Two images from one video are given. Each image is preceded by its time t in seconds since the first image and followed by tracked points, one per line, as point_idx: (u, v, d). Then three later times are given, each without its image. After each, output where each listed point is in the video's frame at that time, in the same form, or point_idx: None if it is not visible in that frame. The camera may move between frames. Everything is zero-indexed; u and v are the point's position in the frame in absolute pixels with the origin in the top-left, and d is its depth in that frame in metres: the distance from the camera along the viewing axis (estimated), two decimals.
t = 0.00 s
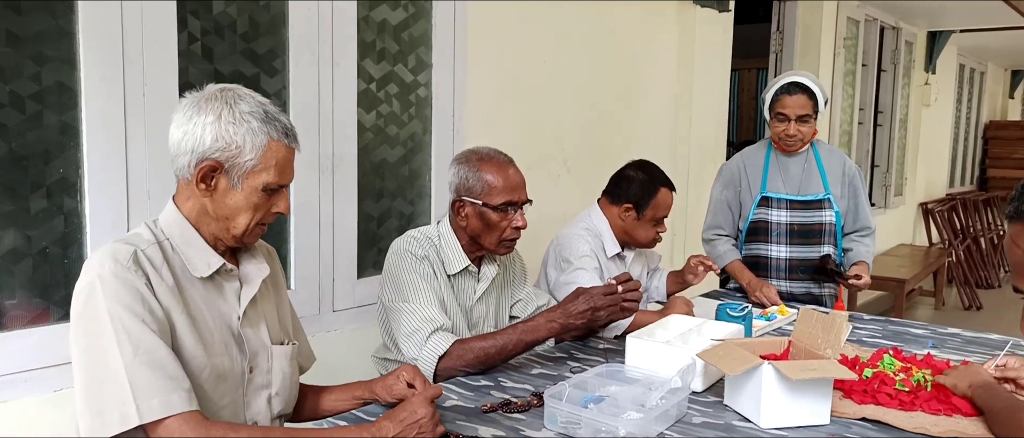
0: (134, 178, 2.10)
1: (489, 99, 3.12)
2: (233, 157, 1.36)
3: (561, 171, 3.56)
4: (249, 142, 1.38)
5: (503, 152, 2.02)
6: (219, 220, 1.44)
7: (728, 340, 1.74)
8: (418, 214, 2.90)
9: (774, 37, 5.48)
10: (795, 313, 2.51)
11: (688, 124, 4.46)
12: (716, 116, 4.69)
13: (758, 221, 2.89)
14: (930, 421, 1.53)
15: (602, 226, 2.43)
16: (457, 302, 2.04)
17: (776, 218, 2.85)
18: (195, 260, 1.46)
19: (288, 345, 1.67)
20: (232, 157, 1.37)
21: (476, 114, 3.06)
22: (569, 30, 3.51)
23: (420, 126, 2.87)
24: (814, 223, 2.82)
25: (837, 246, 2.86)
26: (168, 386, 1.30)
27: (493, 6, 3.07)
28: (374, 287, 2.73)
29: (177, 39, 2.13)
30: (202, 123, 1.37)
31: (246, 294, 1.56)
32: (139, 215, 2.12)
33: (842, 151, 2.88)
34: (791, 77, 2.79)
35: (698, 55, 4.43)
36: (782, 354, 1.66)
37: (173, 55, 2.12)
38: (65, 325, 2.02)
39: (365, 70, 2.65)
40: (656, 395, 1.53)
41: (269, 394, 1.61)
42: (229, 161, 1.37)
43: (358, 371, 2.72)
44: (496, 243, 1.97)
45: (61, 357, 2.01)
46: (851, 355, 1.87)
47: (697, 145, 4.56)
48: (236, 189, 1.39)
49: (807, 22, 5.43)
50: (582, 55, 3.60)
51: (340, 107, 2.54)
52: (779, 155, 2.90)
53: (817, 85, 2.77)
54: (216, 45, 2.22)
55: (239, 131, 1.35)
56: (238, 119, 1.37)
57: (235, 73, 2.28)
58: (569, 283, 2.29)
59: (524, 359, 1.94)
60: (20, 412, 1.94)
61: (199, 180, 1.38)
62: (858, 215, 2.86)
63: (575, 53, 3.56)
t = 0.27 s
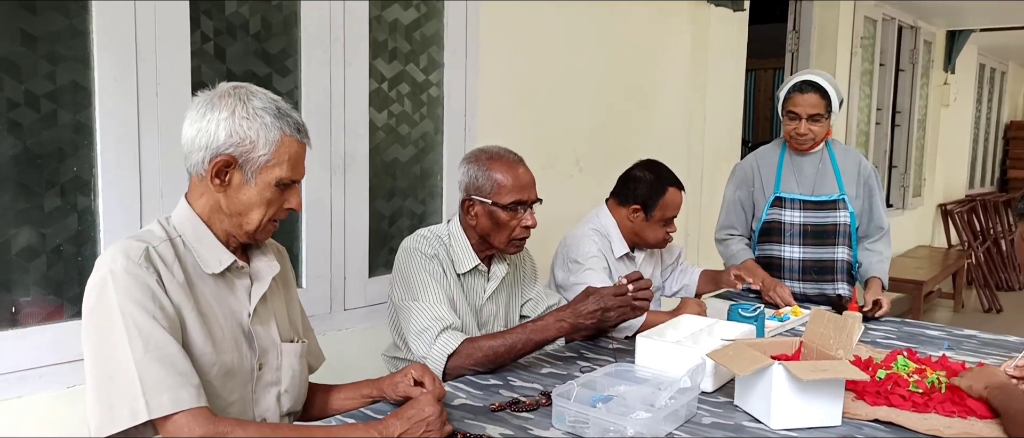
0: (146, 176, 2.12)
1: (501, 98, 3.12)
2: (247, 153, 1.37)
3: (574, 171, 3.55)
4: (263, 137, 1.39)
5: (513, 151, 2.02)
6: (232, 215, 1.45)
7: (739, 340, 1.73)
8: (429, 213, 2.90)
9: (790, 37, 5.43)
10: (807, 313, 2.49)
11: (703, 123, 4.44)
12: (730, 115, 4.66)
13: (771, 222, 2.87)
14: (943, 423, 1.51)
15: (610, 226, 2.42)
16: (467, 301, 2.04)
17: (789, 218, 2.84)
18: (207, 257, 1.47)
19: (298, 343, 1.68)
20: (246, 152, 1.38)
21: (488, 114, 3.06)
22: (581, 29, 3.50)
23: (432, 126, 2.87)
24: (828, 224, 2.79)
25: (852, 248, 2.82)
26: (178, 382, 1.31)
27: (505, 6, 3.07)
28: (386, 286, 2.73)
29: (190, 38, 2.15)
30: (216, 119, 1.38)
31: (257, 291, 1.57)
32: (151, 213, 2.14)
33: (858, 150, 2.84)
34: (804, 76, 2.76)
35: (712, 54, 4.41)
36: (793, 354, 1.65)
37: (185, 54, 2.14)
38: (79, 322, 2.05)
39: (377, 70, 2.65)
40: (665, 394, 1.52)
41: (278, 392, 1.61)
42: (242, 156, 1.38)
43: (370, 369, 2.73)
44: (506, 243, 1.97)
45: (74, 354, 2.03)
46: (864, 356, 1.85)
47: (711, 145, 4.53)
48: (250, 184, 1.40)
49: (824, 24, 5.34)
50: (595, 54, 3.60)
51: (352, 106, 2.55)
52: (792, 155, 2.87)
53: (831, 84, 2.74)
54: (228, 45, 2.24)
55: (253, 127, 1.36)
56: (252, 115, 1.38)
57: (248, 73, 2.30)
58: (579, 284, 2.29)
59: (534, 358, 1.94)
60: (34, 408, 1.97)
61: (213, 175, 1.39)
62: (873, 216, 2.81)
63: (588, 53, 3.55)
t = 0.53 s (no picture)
0: (161, 175, 2.14)
1: (514, 98, 3.12)
2: (260, 151, 1.38)
3: (587, 171, 3.54)
4: (276, 135, 1.40)
5: (524, 151, 2.01)
6: (245, 214, 1.46)
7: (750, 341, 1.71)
8: (442, 213, 2.91)
9: (807, 36, 5.38)
10: (822, 314, 2.47)
11: (718, 123, 4.42)
12: (746, 115, 4.62)
13: (786, 222, 2.85)
14: (958, 425, 1.49)
15: (622, 227, 2.41)
16: (478, 301, 2.04)
17: (804, 220, 2.82)
18: (220, 256, 1.49)
19: (309, 342, 1.69)
20: (259, 150, 1.39)
21: (500, 114, 3.06)
22: (595, 29, 3.49)
23: (445, 126, 2.88)
24: (844, 225, 2.76)
25: (869, 250, 2.79)
26: (189, 379, 1.32)
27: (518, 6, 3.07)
28: (398, 286, 2.74)
29: (204, 39, 2.17)
30: (229, 117, 1.39)
31: (269, 290, 1.58)
32: (165, 212, 2.17)
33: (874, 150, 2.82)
34: (819, 75, 2.73)
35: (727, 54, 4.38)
36: (806, 356, 1.63)
37: (199, 55, 2.16)
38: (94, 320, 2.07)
39: (390, 70, 2.66)
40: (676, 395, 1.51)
41: (290, 390, 1.62)
42: (256, 154, 1.39)
43: (382, 369, 2.74)
44: (517, 242, 1.97)
45: (89, 352, 2.06)
46: (878, 358, 1.83)
47: (726, 145, 4.50)
48: (263, 182, 1.41)
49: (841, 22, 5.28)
50: (608, 54, 3.59)
51: (364, 107, 2.56)
52: (808, 155, 2.85)
53: (847, 84, 2.71)
54: (242, 45, 2.26)
55: (266, 125, 1.37)
56: (265, 113, 1.40)
57: (261, 73, 2.31)
58: (592, 284, 2.30)
59: (544, 358, 1.93)
60: (50, 404, 2.00)
61: (227, 173, 1.40)
62: (889, 216, 2.78)
63: (601, 52, 3.54)
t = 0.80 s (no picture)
0: (173, 174, 2.16)
1: (526, 97, 3.11)
2: (272, 149, 1.39)
3: (599, 170, 3.53)
4: (288, 134, 1.40)
5: (534, 151, 2.01)
6: (256, 213, 1.47)
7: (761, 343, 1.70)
8: (453, 213, 2.91)
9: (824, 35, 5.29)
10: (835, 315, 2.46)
11: (733, 122, 4.38)
12: (762, 115, 4.58)
13: (801, 224, 2.82)
14: (972, 429, 1.46)
15: (634, 227, 2.40)
16: (487, 300, 2.04)
17: (820, 221, 2.78)
18: (230, 254, 1.49)
19: (319, 341, 1.70)
20: (272, 149, 1.39)
21: (512, 114, 3.06)
22: (608, 28, 3.48)
23: (456, 125, 2.88)
24: (860, 226, 2.73)
25: (885, 252, 2.77)
26: (197, 377, 1.33)
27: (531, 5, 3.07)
28: (409, 285, 2.75)
29: (216, 39, 2.19)
30: (242, 117, 1.40)
31: (279, 288, 1.59)
32: (177, 211, 2.19)
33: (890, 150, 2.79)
34: (835, 74, 2.69)
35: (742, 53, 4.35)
36: (817, 357, 1.61)
37: (211, 55, 2.18)
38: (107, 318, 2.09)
39: (401, 70, 2.67)
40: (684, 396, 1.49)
41: (299, 388, 1.63)
42: (268, 153, 1.40)
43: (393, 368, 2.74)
44: (526, 242, 1.97)
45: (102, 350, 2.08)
46: (891, 360, 1.80)
47: (741, 145, 4.47)
48: (275, 181, 1.42)
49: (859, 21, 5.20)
50: (622, 53, 3.57)
51: (375, 106, 2.57)
52: (823, 156, 2.81)
53: (864, 83, 2.67)
54: (254, 45, 2.27)
55: (278, 124, 1.38)
56: (277, 112, 1.40)
57: (273, 73, 2.33)
58: (601, 285, 2.30)
59: (554, 358, 1.93)
60: (63, 401, 2.02)
61: (239, 172, 1.40)
62: (905, 217, 2.76)
63: (615, 51, 3.53)
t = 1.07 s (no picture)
0: (184, 174, 2.18)
1: (535, 98, 3.11)
2: (280, 149, 1.40)
3: (610, 171, 3.53)
4: (295, 134, 1.41)
5: (542, 151, 2.01)
6: (265, 213, 1.48)
7: (769, 344, 1.69)
8: (462, 213, 2.91)
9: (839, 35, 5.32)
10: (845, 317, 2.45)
11: (745, 123, 4.36)
12: (774, 115, 4.55)
13: (811, 226, 2.79)
14: (982, 432, 1.45)
15: (643, 229, 2.40)
16: (495, 301, 2.04)
17: (830, 223, 2.75)
18: (239, 253, 1.51)
19: (326, 340, 1.70)
20: (279, 149, 1.40)
21: (522, 114, 3.06)
22: (619, 28, 3.47)
23: (466, 126, 2.89)
24: (871, 228, 2.71)
25: (898, 254, 2.74)
26: (204, 376, 1.34)
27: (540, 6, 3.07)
28: (418, 285, 2.75)
29: (226, 40, 2.21)
30: (249, 117, 1.41)
31: (287, 288, 1.60)
32: (187, 211, 2.20)
33: (903, 150, 2.76)
34: (847, 75, 2.67)
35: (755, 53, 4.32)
36: (825, 359, 1.60)
37: (221, 56, 2.20)
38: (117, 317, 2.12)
39: (411, 70, 2.68)
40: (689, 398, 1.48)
41: (306, 387, 1.63)
42: (275, 152, 1.40)
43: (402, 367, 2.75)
44: (534, 243, 1.96)
45: (112, 348, 2.11)
46: (901, 363, 1.79)
47: (753, 145, 4.44)
48: (283, 180, 1.42)
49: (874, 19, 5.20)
50: (632, 53, 3.56)
51: (385, 107, 2.58)
52: (835, 156, 2.79)
53: (877, 84, 2.65)
54: (264, 46, 2.29)
55: (284, 124, 1.39)
56: (284, 112, 1.41)
57: (283, 74, 2.34)
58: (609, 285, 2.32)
59: (561, 359, 1.93)
60: (73, 399, 2.04)
61: (247, 172, 1.41)
62: (918, 219, 2.72)
63: (625, 52, 3.52)
